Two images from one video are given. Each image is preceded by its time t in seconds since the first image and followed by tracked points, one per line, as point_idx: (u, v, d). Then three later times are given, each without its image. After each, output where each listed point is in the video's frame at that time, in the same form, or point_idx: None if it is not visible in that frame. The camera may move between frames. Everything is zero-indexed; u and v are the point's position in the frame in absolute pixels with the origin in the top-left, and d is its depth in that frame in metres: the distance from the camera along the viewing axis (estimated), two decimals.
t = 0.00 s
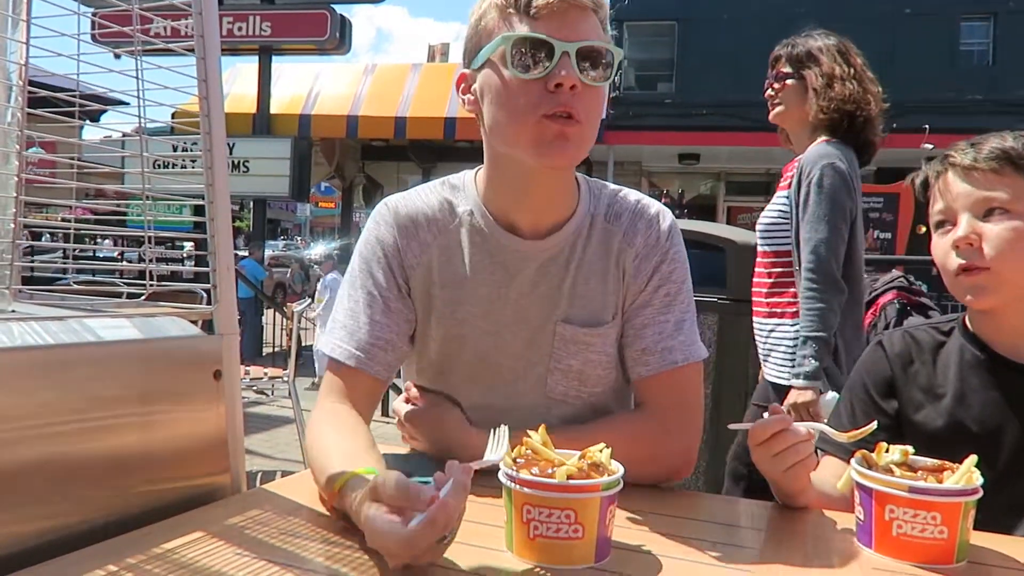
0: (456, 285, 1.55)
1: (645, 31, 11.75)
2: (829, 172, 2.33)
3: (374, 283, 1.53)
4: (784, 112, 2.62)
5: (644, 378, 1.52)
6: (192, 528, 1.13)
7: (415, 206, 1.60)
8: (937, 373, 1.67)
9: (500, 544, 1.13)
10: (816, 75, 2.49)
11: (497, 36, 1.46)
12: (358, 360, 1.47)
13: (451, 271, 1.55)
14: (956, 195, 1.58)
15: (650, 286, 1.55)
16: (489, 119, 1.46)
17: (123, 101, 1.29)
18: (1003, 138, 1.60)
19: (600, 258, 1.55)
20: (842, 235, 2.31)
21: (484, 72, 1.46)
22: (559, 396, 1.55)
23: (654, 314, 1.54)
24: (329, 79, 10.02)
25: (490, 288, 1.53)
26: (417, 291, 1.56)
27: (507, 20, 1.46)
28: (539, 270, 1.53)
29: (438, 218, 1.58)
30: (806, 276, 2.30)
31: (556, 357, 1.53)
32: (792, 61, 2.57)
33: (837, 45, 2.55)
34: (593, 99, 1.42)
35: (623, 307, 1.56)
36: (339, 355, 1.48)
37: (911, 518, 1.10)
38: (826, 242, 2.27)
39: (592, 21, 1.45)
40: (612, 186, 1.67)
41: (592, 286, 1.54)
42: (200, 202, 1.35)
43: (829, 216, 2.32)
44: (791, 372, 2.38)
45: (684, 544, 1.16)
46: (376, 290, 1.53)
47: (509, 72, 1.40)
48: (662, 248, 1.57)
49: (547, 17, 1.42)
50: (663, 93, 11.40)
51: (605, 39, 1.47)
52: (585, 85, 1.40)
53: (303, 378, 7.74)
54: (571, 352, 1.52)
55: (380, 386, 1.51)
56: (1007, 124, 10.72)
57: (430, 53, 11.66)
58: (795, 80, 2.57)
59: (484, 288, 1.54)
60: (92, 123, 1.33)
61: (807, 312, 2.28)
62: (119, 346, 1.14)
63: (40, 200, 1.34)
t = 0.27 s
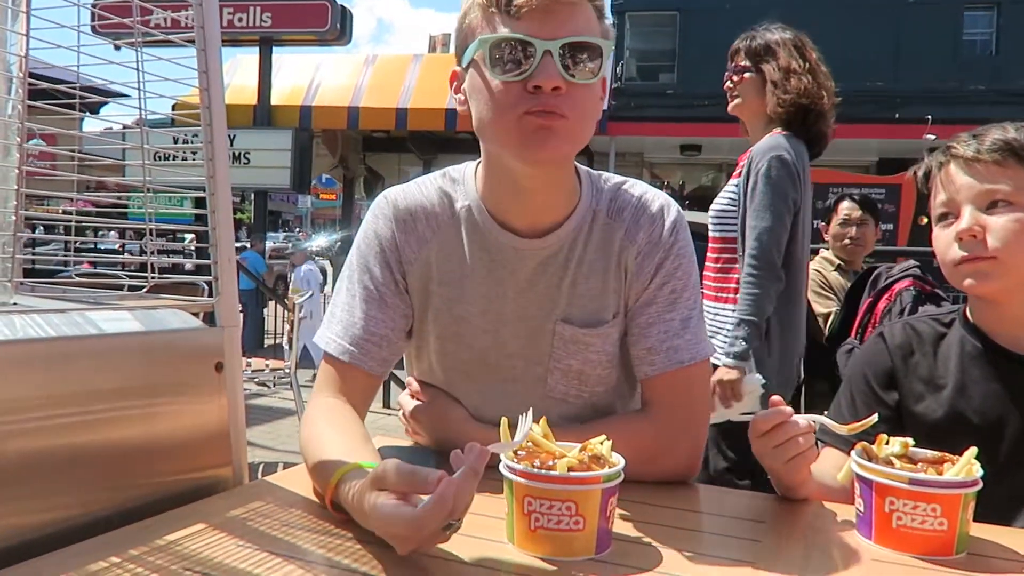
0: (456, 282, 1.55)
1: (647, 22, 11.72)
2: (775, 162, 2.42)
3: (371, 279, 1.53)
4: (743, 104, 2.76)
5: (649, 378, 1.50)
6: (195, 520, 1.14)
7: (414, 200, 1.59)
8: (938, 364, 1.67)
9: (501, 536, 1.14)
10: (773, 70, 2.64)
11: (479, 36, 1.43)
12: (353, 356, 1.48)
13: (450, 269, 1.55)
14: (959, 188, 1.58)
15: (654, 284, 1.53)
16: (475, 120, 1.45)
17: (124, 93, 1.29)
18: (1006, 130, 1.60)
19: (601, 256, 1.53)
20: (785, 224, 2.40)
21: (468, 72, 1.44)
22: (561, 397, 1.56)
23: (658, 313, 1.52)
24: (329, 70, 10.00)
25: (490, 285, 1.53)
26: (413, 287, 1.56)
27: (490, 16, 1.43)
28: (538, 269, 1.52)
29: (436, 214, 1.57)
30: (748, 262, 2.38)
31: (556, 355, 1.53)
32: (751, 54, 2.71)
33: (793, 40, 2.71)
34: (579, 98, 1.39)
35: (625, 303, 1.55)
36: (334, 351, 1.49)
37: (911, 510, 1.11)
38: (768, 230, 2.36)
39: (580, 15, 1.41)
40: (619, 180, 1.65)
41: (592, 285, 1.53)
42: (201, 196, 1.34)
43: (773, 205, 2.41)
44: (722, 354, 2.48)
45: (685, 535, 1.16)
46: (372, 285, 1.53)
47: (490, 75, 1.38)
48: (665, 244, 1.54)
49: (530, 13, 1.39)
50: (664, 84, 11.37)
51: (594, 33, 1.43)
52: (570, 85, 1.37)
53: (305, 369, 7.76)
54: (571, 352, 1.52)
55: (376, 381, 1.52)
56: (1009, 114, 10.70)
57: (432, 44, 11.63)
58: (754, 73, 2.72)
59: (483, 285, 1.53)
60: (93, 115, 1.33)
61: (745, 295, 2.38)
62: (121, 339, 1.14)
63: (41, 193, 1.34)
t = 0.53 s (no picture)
0: (460, 283, 1.55)
1: (649, 20, 11.70)
2: (739, 163, 2.49)
3: (372, 277, 1.54)
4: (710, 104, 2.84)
5: (658, 378, 1.50)
6: (199, 520, 1.14)
7: (417, 198, 1.59)
8: (938, 361, 1.68)
9: (504, 535, 1.14)
10: (737, 71, 2.73)
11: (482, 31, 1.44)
12: (354, 356, 1.49)
13: (453, 269, 1.55)
14: (966, 188, 1.58)
15: (660, 283, 1.53)
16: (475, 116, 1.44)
17: (126, 93, 1.29)
18: (1009, 129, 1.60)
19: (606, 257, 1.53)
20: (745, 224, 2.47)
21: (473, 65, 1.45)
22: (567, 398, 1.57)
23: (665, 313, 1.52)
24: (331, 70, 10.00)
25: (494, 287, 1.53)
26: (414, 285, 1.56)
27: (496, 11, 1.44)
28: (543, 270, 1.52)
29: (439, 214, 1.57)
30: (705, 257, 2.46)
31: (560, 356, 1.53)
32: (716, 55, 2.80)
33: (757, 41, 2.79)
34: (581, 92, 1.38)
35: (631, 305, 1.55)
36: (335, 349, 1.50)
37: (913, 507, 1.11)
38: (726, 229, 2.44)
39: (585, 10, 1.41)
40: (624, 179, 1.65)
41: (599, 286, 1.53)
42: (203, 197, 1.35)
43: (734, 204, 2.48)
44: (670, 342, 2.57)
45: (688, 534, 1.16)
46: (373, 283, 1.54)
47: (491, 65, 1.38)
48: (671, 244, 1.54)
49: (533, 7, 1.39)
50: (666, 82, 11.35)
51: (599, 28, 1.43)
52: (571, 78, 1.36)
53: (307, 369, 7.77)
54: (576, 354, 1.52)
55: (377, 381, 1.52)
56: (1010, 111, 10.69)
57: (433, 44, 11.63)
58: (719, 73, 2.79)
59: (488, 286, 1.54)
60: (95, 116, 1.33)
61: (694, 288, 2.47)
62: (124, 340, 1.15)
63: (44, 193, 1.34)
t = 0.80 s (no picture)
0: (465, 285, 1.54)
1: (651, 20, 11.69)
2: (697, 162, 2.63)
3: (374, 278, 1.55)
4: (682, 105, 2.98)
5: (665, 379, 1.50)
6: (204, 522, 1.14)
7: (420, 199, 1.59)
8: (937, 360, 1.67)
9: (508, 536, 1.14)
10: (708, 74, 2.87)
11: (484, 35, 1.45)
12: (356, 357, 1.49)
13: (457, 271, 1.55)
14: (967, 190, 1.57)
15: (666, 283, 1.53)
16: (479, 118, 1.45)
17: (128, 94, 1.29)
18: (1010, 130, 1.59)
19: (612, 258, 1.53)
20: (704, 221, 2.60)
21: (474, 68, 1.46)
22: (572, 399, 1.57)
23: (671, 313, 1.52)
24: (333, 70, 10.01)
25: (499, 288, 1.53)
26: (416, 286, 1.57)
27: (496, 13, 1.45)
28: (547, 271, 1.52)
29: (444, 215, 1.56)
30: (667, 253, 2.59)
31: (565, 359, 1.53)
32: (688, 58, 2.94)
33: (728, 45, 2.94)
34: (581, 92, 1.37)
35: (637, 305, 1.55)
36: (337, 350, 1.50)
37: (918, 507, 1.10)
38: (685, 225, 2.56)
39: (586, 9, 1.41)
40: (629, 179, 1.65)
41: (607, 288, 1.52)
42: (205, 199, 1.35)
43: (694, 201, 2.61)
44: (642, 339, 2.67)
45: (692, 534, 1.16)
46: (376, 284, 1.54)
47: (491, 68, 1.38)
48: (677, 244, 1.54)
49: (533, 8, 1.39)
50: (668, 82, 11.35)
51: (600, 28, 1.42)
52: (572, 79, 1.36)
53: (310, 369, 7.78)
54: (581, 355, 1.52)
55: (379, 382, 1.53)
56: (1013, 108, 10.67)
57: (435, 44, 11.63)
58: (690, 75, 2.94)
59: (493, 288, 1.53)
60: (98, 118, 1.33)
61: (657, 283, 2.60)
62: (127, 342, 1.15)
63: (48, 196, 1.34)
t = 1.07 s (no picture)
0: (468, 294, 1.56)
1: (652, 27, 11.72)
2: (658, 172, 2.72)
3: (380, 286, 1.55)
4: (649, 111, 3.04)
5: (667, 388, 1.50)
6: (207, 530, 1.14)
7: (421, 207, 1.61)
8: (936, 369, 1.68)
9: (510, 545, 1.14)
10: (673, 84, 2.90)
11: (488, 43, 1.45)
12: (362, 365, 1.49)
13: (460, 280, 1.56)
14: (963, 202, 1.58)
15: (669, 292, 1.54)
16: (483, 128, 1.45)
17: (132, 101, 1.30)
18: (1007, 142, 1.59)
19: (613, 268, 1.54)
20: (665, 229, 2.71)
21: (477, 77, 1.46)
22: (575, 410, 1.56)
23: (674, 322, 1.52)
24: (336, 78, 10.05)
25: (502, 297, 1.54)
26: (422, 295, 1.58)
27: (500, 22, 1.45)
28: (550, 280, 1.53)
29: (447, 224, 1.60)
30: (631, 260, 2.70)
31: (567, 369, 1.53)
32: (656, 65, 2.96)
33: (697, 53, 2.94)
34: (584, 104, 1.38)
35: (639, 314, 1.56)
36: (342, 357, 1.50)
37: (919, 517, 1.10)
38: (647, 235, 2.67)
39: (590, 20, 1.41)
40: (629, 188, 1.67)
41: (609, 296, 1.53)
42: (208, 207, 1.35)
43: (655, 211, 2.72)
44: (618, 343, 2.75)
45: (694, 544, 1.16)
46: (382, 292, 1.55)
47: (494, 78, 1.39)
48: (679, 252, 1.55)
49: (538, 19, 1.39)
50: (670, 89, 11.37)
51: (604, 39, 1.43)
52: (576, 92, 1.37)
53: (312, 376, 7.78)
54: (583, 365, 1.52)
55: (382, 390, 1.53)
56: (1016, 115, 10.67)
57: (437, 51, 11.66)
58: (658, 83, 2.98)
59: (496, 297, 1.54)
60: (103, 125, 1.34)
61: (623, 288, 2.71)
62: (131, 350, 1.15)
63: (51, 202, 1.35)
